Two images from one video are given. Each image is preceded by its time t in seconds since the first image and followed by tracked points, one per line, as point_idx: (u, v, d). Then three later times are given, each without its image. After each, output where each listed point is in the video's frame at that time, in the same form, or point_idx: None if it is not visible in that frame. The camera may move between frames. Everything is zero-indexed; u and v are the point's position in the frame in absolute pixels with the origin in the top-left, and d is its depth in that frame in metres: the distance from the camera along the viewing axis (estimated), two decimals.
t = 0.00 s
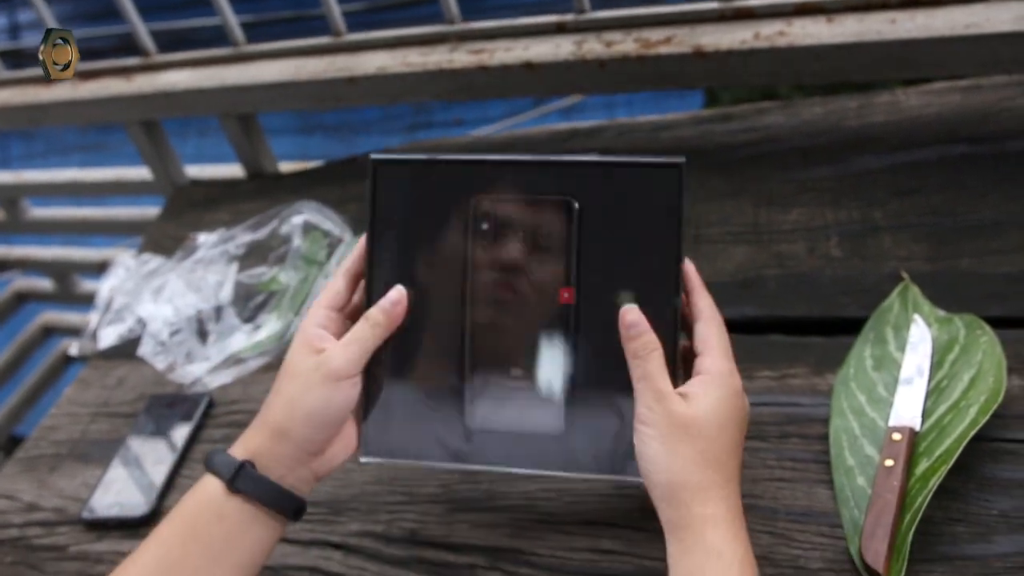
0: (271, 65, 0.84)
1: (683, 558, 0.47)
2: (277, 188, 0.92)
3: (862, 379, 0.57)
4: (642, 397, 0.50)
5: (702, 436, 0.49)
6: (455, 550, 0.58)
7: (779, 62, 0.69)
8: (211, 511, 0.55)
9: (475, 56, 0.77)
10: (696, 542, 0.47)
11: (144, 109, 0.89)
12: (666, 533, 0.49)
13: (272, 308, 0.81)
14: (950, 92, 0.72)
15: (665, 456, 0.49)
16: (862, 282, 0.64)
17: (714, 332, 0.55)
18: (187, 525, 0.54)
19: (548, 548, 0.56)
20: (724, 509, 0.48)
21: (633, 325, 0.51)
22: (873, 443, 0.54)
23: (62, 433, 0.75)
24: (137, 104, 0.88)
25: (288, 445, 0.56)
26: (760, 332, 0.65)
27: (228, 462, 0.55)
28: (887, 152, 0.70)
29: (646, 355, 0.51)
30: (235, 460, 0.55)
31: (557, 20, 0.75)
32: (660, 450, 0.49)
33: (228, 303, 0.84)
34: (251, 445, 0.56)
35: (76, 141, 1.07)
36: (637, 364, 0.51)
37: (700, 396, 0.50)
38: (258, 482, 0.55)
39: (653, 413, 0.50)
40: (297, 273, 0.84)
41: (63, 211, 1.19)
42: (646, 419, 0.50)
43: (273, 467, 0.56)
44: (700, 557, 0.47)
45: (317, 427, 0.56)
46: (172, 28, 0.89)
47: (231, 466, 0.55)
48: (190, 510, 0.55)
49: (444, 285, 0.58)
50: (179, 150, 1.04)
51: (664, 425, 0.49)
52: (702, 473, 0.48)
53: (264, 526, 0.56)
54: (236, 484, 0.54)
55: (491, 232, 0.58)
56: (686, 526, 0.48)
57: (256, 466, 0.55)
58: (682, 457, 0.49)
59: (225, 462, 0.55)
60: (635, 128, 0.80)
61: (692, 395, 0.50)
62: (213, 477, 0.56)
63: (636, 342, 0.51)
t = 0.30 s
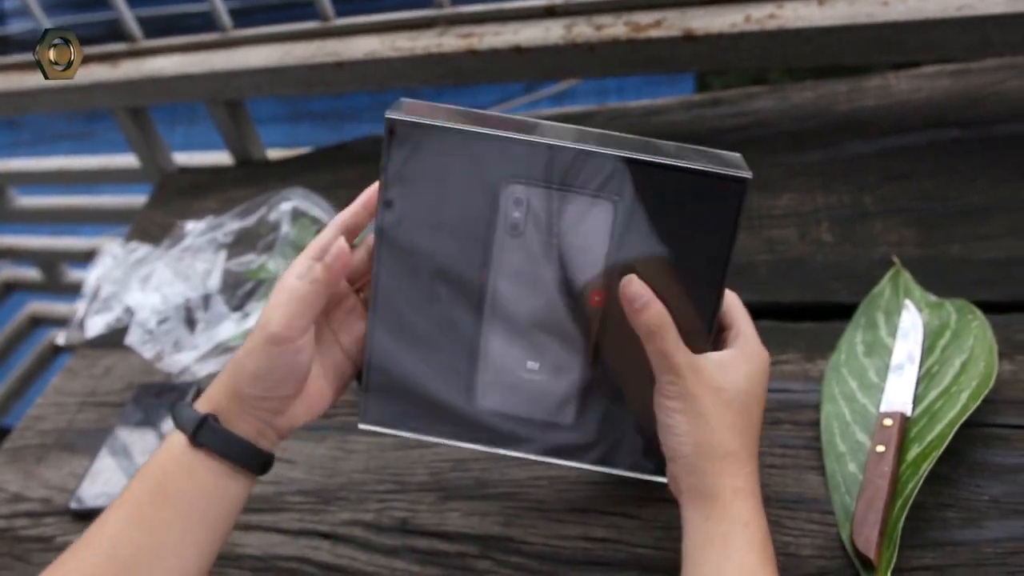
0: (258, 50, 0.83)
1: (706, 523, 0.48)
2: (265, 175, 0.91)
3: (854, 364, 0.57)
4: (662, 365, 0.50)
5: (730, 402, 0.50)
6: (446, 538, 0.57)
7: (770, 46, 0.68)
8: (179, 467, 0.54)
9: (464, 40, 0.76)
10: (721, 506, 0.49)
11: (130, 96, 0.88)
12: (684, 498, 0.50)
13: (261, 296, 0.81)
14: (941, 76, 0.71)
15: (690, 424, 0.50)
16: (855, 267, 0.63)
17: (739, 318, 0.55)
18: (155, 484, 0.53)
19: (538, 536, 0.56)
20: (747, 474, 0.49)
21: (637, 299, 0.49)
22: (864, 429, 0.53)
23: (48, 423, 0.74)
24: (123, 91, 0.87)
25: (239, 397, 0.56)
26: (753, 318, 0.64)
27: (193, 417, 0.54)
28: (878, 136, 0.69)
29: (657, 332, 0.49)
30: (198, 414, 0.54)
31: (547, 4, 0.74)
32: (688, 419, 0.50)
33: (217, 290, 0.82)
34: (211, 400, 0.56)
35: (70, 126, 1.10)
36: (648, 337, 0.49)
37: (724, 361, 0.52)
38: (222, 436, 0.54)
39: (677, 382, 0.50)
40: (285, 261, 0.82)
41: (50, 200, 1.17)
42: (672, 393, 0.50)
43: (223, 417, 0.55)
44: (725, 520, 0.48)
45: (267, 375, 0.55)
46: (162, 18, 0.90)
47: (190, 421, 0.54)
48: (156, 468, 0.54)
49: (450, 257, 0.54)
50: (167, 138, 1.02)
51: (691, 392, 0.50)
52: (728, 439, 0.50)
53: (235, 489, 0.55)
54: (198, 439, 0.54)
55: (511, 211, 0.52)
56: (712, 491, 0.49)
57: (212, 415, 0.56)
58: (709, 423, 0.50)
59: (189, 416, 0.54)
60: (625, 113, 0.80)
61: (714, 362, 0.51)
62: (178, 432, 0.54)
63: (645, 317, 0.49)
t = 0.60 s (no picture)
0: (261, 55, 0.83)
1: (741, 544, 0.48)
2: (266, 181, 0.91)
3: (855, 372, 0.57)
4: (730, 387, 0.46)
5: (773, 428, 0.50)
6: (446, 545, 0.57)
7: (771, 53, 0.68)
8: (200, 456, 0.58)
9: (466, 46, 0.76)
10: (759, 528, 0.48)
11: (133, 101, 0.88)
12: (717, 516, 0.49)
13: (261, 302, 0.81)
14: (943, 85, 0.71)
15: (744, 446, 0.48)
16: (856, 275, 0.63)
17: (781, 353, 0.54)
18: (177, 471, 0.57)
19: (539, 543, 0.56)
20: (779, 495, 0.49)
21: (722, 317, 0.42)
22: (865, 437, 0.53)
23: (48, 428, 0.74)
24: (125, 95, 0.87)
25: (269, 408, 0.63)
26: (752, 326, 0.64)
27: (223, 414, 0.60)
28: (879, 145, 0.70)
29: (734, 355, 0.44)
30: (233, 415, 0.60)
31: (549, 11, 0.74)
32: (744, 444, 0.48)
33: (217, 296, 0.82)
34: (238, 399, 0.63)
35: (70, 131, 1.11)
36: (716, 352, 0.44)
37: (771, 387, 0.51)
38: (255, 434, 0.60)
39: (744, 402, 0.46)
40: (286, 266, 0.83)
41: (50, 204, 1.17)
42: (731, 416, 0.47)
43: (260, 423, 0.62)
44: (758, 541, 0.47)
45: (303, 403, 0.65)
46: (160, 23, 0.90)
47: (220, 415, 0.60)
48: (176, 458, 0.58)
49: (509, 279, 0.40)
50: (168, 143, 1.03)
51: (754, 416, 0.47)
52: (772, 462, 0.49)
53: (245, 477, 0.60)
54: (236, 435, 0.59)
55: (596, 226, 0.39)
56: (752, 513, 0.48)
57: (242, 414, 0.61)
58: (760, 445, 0.49)
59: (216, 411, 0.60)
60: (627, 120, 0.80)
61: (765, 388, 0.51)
62: (200, 424, 0.60)
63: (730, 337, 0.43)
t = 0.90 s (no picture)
0: (255, 50, 0.83)
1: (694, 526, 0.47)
2: (261, 177, 0.91)
3: (849, 367, 0.57)
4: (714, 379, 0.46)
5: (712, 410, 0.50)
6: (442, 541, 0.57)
7: (766, 50, 0.68)
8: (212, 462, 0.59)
9: (461, 42, 0.76)
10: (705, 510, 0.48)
11: (127, 97, 0.87)
12: (659, 501, 0.48)
13: (255, 297, 0.80)
14: (937, 81, 0.71)
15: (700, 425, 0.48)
16: (851, 270, 0.63)
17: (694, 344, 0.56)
18: (188, 476, 0.58)
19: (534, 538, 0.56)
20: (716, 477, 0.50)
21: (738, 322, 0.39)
22: (860, 433, 0.53)
23: (41, 424, 0.74)
24: (119, 91, 0.87)
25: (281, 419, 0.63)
26: (748, 321, 0.64)
27: (235, 421, 0.61)
28: (873, 141, 0.70)
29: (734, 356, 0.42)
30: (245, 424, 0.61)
31: (544, 6, 0.74)
32: (698, 427, 0.48)
33: (211, 291, 0.82)
34: (251, 408, 0.63)
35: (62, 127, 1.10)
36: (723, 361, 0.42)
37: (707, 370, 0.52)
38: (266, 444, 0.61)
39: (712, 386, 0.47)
40: (281, 262, 0.81)
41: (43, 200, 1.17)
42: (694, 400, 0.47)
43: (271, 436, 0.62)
44: (706, 524, 0.48)
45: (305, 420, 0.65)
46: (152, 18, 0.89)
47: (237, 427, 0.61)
48: (189, 463, 0.59)
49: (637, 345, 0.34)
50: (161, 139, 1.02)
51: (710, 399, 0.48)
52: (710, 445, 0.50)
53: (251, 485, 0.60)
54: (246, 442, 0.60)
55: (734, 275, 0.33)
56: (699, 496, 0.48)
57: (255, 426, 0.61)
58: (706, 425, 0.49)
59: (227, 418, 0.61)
60: (622, 116, 0.80)
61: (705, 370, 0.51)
62: (212, 429, 0.61)
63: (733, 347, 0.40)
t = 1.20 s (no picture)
0: (258, 54, 0.83)
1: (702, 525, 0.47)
2: (263, 180, 0.91)
3: (850, 369, 0.57)
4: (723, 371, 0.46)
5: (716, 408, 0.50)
6: (443, 543, 0.57)
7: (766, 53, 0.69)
8: (208, 463, 0.60)
9: (463, 45, 0.76)
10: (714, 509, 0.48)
11: (130, 100, 0.88)
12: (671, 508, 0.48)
13: (258, 300, 0.80)
14: (937, 84, 0.71)
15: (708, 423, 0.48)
16: (852, 272, 0.64)
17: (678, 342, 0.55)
18: (189, 477, 0.58)
19: (534, 541, 0.56)
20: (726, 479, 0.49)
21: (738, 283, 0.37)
22: (860, 435, 0.53)
23: (45, 427, 0.74)
24: (122, 95, 0.87)
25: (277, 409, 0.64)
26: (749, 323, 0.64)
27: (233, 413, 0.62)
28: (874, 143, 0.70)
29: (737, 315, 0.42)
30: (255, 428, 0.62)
31: (546, 10, 0.74)
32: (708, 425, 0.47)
33: (214, 295, 0.82)
34: (245, 401, 0.63)
35: (66, 131, 1.11)
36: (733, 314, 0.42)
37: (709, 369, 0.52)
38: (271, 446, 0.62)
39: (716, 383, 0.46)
40: (283, 264, 0.82)
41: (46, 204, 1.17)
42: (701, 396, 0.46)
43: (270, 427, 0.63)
44: (717, 524, 0.47)
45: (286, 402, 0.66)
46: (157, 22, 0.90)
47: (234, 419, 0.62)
48: (189, 463, 0.59)
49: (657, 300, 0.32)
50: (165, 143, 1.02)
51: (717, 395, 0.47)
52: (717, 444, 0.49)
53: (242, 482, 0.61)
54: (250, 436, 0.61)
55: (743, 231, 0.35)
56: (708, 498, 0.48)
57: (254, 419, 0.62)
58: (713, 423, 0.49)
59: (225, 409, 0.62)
60: (623, 119, 0.80)
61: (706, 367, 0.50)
62: (215, 426, 0.62)
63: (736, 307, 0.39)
